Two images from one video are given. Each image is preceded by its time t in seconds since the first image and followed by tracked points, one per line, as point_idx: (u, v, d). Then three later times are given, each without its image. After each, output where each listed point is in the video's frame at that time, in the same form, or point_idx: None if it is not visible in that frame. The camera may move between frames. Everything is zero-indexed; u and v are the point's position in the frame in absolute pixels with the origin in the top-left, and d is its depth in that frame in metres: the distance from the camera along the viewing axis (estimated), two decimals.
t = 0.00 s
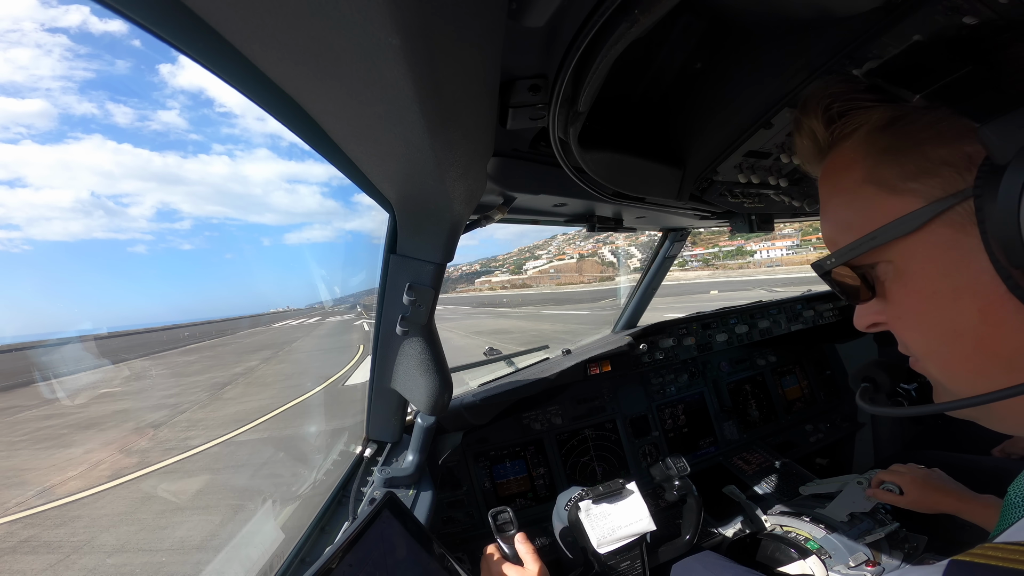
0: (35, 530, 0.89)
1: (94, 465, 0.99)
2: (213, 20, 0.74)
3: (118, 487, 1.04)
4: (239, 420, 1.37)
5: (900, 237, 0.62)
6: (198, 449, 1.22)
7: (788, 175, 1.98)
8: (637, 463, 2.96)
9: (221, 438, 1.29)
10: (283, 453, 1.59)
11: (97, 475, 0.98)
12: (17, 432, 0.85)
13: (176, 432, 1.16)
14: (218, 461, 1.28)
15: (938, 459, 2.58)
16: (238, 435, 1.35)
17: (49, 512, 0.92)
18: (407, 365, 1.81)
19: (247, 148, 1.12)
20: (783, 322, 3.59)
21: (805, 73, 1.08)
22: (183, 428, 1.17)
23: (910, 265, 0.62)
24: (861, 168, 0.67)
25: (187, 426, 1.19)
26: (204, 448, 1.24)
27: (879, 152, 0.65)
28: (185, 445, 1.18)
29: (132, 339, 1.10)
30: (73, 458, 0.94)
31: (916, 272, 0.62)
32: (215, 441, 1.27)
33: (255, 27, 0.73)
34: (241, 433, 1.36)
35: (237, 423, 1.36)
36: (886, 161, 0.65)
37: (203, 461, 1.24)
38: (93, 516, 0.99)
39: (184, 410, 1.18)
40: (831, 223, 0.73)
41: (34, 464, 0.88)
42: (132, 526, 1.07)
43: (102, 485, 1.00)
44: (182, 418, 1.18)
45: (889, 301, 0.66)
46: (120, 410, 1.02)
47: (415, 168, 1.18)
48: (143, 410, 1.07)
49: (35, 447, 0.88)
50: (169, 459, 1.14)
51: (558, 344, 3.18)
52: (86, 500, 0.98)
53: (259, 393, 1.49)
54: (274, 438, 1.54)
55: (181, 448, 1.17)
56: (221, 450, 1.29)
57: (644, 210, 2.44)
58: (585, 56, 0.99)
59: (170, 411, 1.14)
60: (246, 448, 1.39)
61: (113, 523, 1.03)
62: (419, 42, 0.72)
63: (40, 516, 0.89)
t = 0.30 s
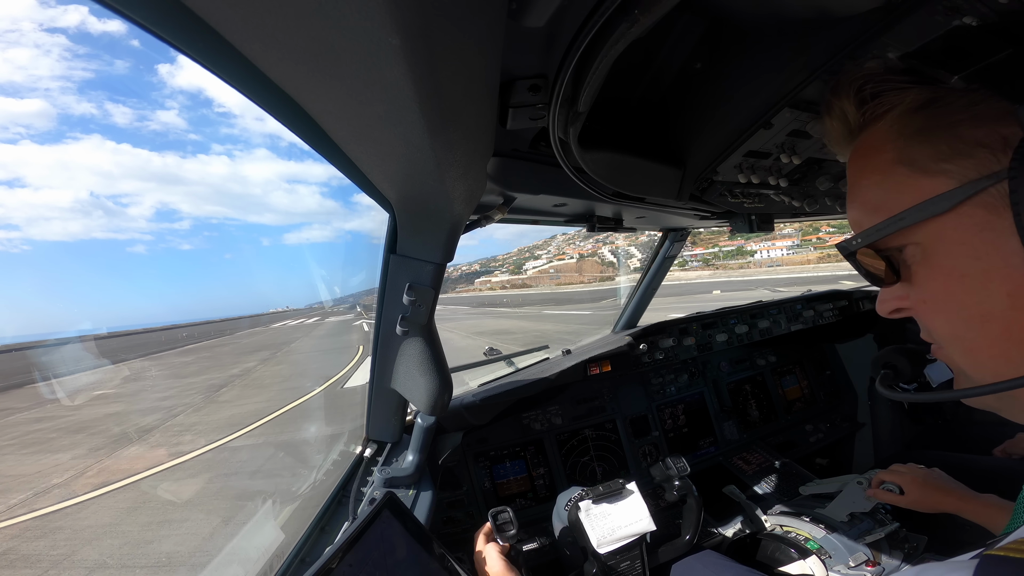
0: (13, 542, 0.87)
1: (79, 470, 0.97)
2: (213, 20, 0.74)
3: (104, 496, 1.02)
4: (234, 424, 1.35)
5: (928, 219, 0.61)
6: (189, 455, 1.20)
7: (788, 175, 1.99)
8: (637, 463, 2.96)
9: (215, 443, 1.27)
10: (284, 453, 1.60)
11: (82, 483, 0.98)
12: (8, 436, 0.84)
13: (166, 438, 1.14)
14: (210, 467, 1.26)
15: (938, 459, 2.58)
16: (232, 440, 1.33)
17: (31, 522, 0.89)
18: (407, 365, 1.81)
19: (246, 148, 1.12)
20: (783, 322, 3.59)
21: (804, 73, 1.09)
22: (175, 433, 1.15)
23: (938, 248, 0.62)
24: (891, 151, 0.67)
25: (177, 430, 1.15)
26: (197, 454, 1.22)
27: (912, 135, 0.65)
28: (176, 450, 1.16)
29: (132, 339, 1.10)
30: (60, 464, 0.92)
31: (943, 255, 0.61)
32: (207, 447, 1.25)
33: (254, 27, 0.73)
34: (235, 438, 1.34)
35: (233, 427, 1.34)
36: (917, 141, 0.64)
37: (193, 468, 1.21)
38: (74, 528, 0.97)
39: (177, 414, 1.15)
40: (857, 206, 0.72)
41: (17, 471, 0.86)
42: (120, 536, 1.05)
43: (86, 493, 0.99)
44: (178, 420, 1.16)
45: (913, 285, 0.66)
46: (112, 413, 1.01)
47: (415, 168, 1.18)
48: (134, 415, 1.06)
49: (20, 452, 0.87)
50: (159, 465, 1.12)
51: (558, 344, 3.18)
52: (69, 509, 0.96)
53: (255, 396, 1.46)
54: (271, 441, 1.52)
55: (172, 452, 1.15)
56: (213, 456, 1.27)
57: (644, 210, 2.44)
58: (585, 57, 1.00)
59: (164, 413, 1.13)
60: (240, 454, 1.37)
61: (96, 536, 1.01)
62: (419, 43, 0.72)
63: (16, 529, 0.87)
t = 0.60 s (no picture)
0: None
1: (67, 474, 0.95)
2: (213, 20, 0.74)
3: (88, 505, 1.00)
4: (227, 429, 1.34)
5: (826, 250, 0.64)
6: (181, 460, 1.18)
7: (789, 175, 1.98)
8: (637, 463, 2.96)
9: (206, 450, 1.26)
10: (283, 453, 1.61)
11: (68, 491, 0.96)
12: None
13: (157, 444, 1.12)
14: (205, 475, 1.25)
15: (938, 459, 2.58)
16: (224, 447, 1.33)
17: (9, 532, 0.85)
18: (407, 365, 1.81)
19: (245, 148, 1.12)
20: (782, 322, 3.59)
21: (805, 73, 1.04)
22: (165, 438, 1.14)
23: (836, 276, 0.64)
24: (803, 190, 0.70)
25: (167, 437, 1.14)
26: (188, 460, 1.20)
27: (820, 176, 0.68)
28: (167, 457, 1.14)
29: (131, 340, 1.10)
30: (47, 470, 0.90)
31: (840, 282, 0.64)
32: (199, 453, 1.23)
33: (255, 27, 0.73)
34: (227, 444, 1.33)
35: (226, 432, 1.33)
36: (819, 180, 0.68)
37: (185, 477, 1.19)
38: (53, 542, 0.92)
39: (171, 417, 1.15)
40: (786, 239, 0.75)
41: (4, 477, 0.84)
42: (113, 542, 1.03)
43: (71, 502, 0.97)
44: (170, 423, 1.15)
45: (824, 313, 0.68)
46: (104, 416, 1.00)
47: (415, 168, 1.18)
48: (127, 419, 1.05)
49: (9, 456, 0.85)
50: (150, 472, 1.10)
51: (558, 344, 3.18)
52: (50, 519, 0.92)
53: (250, 399, 1.47)
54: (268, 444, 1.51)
55: (163, 459, 1.13)
56: (205, 462, 1.26)
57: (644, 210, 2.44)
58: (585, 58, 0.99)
59: (156, 417, 1.11)
60: (234, 461, 1.36)
61: (78, 549, 0.97)
62: (418, 43, 0.72)
63: None
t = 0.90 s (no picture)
0: None
1: (48, 484, 0.92)
2: (212, 20, 0.73)
3: (68, 517, 0.96)
4: (222, 435, 1.32)
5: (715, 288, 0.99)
6: (172, 467, 1.18)
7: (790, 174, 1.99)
8: (637, 463, 2.96)
9: (197, 457, 1.24)
10: (281, 453, 1.62)
11: (47, 502, 0.92)
12: None
13: (147, 450, 1.12)
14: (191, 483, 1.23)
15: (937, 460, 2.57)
16: (218, 454, 1.30)
17: None
18: (407, 365, 1.81)
19: (245, 148, 1.12)
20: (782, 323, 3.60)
21: (805, 74, 1.06)
22: (156, 444, 1.14)
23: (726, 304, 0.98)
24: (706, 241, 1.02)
25: (156, 443, 1.14)
26: (178, 467, 1.20)
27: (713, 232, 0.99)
28: (156, 465, 1.14)
29: (131, 340, 1.10)
30: (30, 478, 0.88)
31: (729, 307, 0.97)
32: (190, 460, 1.22)
33: (256, 28, 0.73)
34: (221, 450, 1.31)
35: (220, 438, 1.31)
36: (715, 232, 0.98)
37: (173, 485, 1.18)
38: (30, 556, 0.89)
39: (162, 423, 1.15)
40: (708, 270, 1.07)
41: None
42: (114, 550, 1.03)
43: (51, 514, 0.92)
44: (162, 428, 1.15)
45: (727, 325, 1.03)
46: (94, 420, 0.99)
47: (415, 168, 1.18)
48: (114, 425, 1.04)
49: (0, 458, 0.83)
50: (138, 481, 1.10)
51: (558, 344, 3.18)
52: (24, 534, 0.88)
53: (247, 401, 1.47)
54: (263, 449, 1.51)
55: (152, 467, 1.13)
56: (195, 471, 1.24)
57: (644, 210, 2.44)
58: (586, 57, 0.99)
59: (148, 424, 1.12)
60: (230, 465, 1.35)
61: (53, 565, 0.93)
62: (419, 43, 0.72)
63: None
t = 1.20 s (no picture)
0: None
1: (29, 493, 0.90)
2: (211, 19, 0.73)
3: (44, 531, 0.92)
4: (211, 441, 1.30)
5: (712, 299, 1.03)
6: (158, 477, 1.14)
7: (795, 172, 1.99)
8: (637, 463, 2.96)
9: (186, 466, 1.21)
10: (282, 452, 1.63)
11: (25, 513, 0.89)
12: None
13: (134, 457, 1.09)
14: (178, 495, 1.19)
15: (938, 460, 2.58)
16: (209, 461, 1.28)
17: None
18: (406, 365, 1.81)
19: (244, 148, 1.12)
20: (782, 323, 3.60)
21: (805, 72, 1.09)
22: (144, 452, 1.10)
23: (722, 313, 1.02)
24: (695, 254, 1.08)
25: (143, 451, 1.10)
26: (164, 478, 1.16)
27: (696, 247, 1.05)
28: (142, 474, 1.11)
29: (131, 340, 1.10)
30: (7, 488, 0.86)
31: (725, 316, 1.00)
32: (178, 469, 1.19)
33: (255, 28, 0.73)
34: (210, 459, 1.28)
35: (209, 446, 1.29)
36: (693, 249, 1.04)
37: (158, 498, 1.13)
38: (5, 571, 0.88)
39: (152, 427, 1.12)
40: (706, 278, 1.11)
41: None
42: (107, 554, 1.02)
43: (28, 527, 0.90)
44: (153, 434, 1.12)
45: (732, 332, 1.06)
46: (84, 424, 0.97)
47: (415, 168, 1.18)
48: (109, 427, 1.02)
49: None
50: (121, 492, 1.06)
51: (558, 344, 3.18)
52: None
53: (242, 405, 1.44)
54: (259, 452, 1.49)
55: (138, 476, 1.09)
56: (185, 480, 1.21)
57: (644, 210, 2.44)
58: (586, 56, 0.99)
59: (137, 428, 1.09)
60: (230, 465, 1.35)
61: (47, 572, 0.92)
62: (419, 43, 0.72)
63: None
